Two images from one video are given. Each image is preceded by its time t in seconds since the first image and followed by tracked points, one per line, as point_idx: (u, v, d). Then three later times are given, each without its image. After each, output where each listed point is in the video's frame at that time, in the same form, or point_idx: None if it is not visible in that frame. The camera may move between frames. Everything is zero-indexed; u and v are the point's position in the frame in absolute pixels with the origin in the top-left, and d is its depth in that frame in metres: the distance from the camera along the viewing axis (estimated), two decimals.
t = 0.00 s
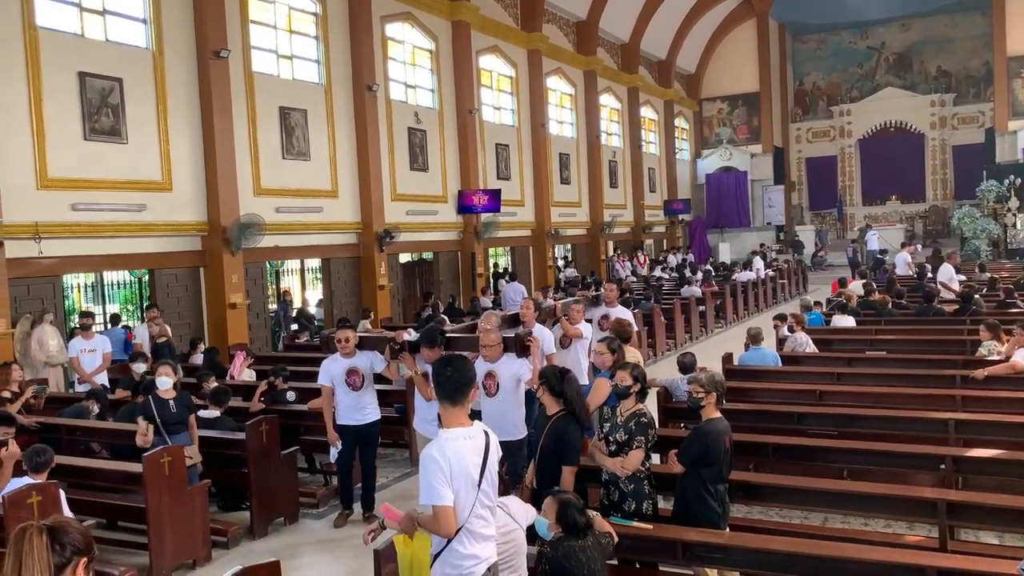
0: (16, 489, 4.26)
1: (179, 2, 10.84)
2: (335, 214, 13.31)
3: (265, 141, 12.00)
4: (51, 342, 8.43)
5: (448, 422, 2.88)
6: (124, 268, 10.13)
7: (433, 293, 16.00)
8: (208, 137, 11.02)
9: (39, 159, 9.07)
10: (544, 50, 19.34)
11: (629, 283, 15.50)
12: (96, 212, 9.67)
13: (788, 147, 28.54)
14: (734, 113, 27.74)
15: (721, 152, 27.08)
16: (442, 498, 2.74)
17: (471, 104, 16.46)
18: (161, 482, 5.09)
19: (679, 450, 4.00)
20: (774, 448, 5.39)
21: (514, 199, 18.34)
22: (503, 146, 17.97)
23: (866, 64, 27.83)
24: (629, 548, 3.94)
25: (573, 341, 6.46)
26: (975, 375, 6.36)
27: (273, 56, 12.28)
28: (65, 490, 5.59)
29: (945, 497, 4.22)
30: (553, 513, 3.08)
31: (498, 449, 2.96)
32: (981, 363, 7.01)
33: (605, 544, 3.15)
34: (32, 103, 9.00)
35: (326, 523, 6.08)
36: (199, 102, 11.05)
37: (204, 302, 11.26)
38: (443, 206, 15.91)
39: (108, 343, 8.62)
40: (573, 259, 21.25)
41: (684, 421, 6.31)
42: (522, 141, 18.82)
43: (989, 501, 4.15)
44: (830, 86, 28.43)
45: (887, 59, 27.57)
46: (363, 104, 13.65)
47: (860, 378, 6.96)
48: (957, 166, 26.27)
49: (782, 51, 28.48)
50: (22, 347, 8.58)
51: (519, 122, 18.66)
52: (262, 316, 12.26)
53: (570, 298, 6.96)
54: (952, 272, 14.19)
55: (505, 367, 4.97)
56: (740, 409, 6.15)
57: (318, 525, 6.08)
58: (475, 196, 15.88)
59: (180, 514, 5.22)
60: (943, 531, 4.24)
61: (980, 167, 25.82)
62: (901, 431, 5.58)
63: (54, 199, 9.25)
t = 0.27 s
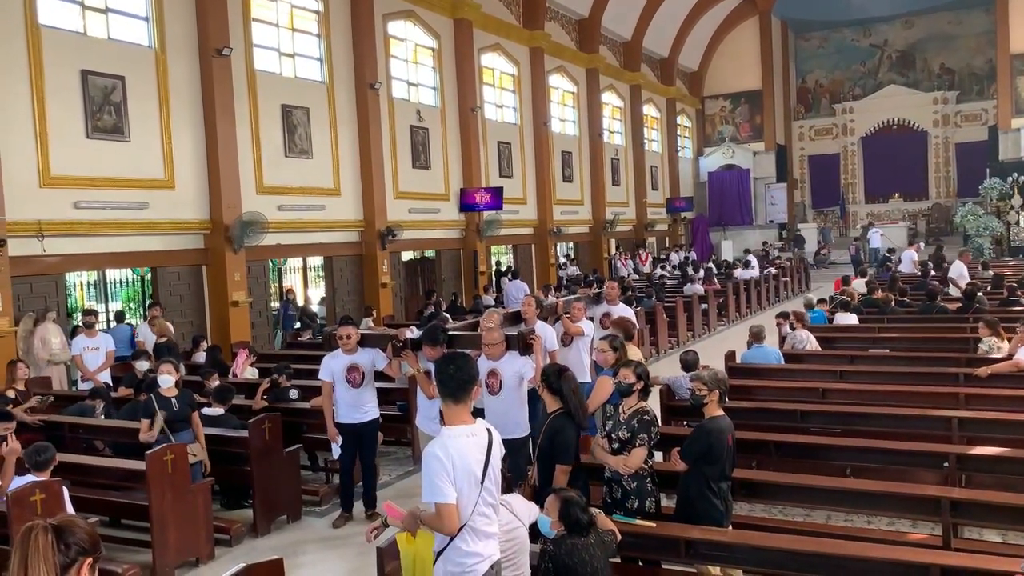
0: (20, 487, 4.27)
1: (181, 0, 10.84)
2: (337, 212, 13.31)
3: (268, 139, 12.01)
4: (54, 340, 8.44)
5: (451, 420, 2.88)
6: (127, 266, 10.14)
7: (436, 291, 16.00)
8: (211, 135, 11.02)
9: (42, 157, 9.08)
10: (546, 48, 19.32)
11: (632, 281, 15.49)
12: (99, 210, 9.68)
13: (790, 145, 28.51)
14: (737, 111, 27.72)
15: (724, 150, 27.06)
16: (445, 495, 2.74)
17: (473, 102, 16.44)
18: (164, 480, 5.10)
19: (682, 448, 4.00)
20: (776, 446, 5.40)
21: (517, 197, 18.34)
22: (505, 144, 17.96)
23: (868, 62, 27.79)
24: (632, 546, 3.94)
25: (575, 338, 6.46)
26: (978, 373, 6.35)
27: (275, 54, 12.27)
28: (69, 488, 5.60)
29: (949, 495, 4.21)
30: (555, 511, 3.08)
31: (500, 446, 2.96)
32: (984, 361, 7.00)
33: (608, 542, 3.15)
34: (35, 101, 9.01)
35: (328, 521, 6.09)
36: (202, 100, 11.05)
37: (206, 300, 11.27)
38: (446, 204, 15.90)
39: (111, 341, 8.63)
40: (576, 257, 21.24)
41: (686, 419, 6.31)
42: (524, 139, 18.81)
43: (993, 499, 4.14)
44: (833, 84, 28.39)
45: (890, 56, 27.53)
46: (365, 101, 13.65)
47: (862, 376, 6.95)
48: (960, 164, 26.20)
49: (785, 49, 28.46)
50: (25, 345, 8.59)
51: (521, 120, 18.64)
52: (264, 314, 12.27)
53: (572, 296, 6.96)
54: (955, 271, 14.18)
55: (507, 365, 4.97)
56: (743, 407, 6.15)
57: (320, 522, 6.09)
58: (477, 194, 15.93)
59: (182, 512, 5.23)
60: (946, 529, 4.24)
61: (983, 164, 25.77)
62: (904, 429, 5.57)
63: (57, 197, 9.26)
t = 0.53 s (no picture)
0: (22, 485, 4.28)
1: None
2: (339, 211, 13.30)
3: (270, 138, 12.01)
4: (56, 338, 8.45)
5: (454, 418, 2.87)
6: (129, 264, 10.15)
7: (438, 290, 16.00)
8: (213, 133, 11.02)
9: (44, 155, 9.08)
10: (549, 46, 19.31)
11: (634, 280, 15.47)
12: (101, 208, 9.68)
13: (793, 143, 28.49)
14: (739, 110, 27.71)
15: (726, 148, 27.03)
16: (447, 494, 2.73)
17: (475, 101, 16.43)
18: (167, 479, 5.10)
19: (685, 447, 3.99)
20: (779, 445, 5.40)
21: (519, 195, 18.31)
22: (507, 142, 17.95)
23: (871, 60, 27.76)
24: (633, 545, 3.93)
25: (577, 337, 6.46)
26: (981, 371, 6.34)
27: (277, 53, 12.27)
28: (71, 486, 5.61)
29: (952, 494, 4.21)
30: (556, 511, 3.07)
31: (503, 445, 2.96)
32: (987, 360, 6.99)
33: (609, 540, 3.14)
34: (37, 99, 9.01)
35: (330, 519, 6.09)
36: (204, 98, 11.05)
37: (209, 299, 11.27)
38: (448, 203, 15.89)
39: (114, 339, 8.64)
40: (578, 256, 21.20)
41: (688, 417, 6.30)
42: (526, 138, 18.78)
43: (996, 498, 4.13)
44: (836, 82, 28.36)
45: (893, 55, 27.49)
46: (367, 100, 13.65)
47: (865, 374, 6.95)
48: (963, 162, 26.14)
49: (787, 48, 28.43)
50: (27, 344, 8.59)
51: (523, 118, 18.63)
52: (266, 313, 12.28)
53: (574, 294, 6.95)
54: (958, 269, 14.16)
55: (509, 363, 4.96)
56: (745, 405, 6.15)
57: (323, 520, 6.09)
58: (480, 192, 15.91)
59: (185, 511, 5.23)
60: (949, 528, 4.23)
61: (986, 163, 25.71)
62: (907, 427, 5.57)
63: (59, 195, 9.27)
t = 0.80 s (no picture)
0: (24, 483, 4.29)
1: None
2: (341, 209, 13.30)
3: (272, 137, 12.01)
4: (58, 337, 8.46)
5: (456, 417, 2.88)
6: (131, 262, 10.16)
7: (440, 288, 16.00)
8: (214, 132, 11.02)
9: (46, 153, 9.08)
10: (550, 44, 19.30)
11: (636, 279, 15.48)
12: (103, 207, 9.69)
13: (795, 142, 28.47)
14: (741, 108, 27.70)
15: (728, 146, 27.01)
16: (450, 493, 2.74)
17: (477, 99, 16.41)
18: (169, 477, 5.11)
19: (687, 446, 3.98)
20: (781, 443, 5.40)
21: (520, 193, 18.30)
22: (509, 141, 17.94)
23: (873, 58, 27.74)
24: (635, 543, 3.94)
25: (577, 335, 6.46)
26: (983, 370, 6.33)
27: (279, 51, 12.26)
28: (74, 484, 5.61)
29: (954, 493, 4.22)
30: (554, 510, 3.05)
31: (505, 444, 2.96)
32: (989, 358, 7.00)
33: (609, 539, 3.12)
34: (39, 97, 9.02)
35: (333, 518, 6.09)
36: (206, 97, 11.05)
37: (211, 297, 11.28)
38: (449, 202, 15.88)
39: (116, 337, 8.65)
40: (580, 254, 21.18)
41: (690, 416, 6.31)
42: (528, 136, 18.77)
43: (999, 497, 4.13)
44: (838, 80, 28.34)
45: (895, 53, 27.47)
46: (369, 98, 13.65)
47: (867, 373, 6.95)
48: (965, 161, 26.10)
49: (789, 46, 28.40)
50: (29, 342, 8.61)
51: (525, 117, 18.62)
52: (268, 311, 12.30)
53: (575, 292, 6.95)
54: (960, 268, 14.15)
55: (511, 362, 4.96)
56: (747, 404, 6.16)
57: (325, 519, 6.09)
58: (481, 190, 15.90)
59: (187, 509, 5.23)
60: (951, 527, 4.23)
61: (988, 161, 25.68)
62: (909, 426, 5.57)
63: (61, 193, 9.28)
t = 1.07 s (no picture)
0: (25, 482, 4.31)
1: None
2: (342, 208, 13.31)
3: (273, 135, 12.01)
4: (59, 335, 8.50)
5: (458, 415, 2.87)
6: (132, 260, 10.16)
7: (441, 287, 16.00)
8: (216, 130, 11.03)
9: (47, 151, 9.08)
10: (552, 43, 19.30)
11: (637, 278, 15.47)
12: (104, 205, 9.69)
13: (796, 141, 28.46)
14: (743, 107, 27.70)
15: (729, 145, 27.00)
16: (452, 491, 2.74)
17: (478, 98, 16.40)
18: (170, 476, 5.11)
19: (688, 445, 3.98)
20: (782, 443, 5.40)
21: (521, 192, 18.31)
22: (510, 140, 17.94)
23: (875, 58, 27.73)
24: (636, 542, 3.94)
25: (577, 334, 6.47)
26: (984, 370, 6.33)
27: (280, 49, 12.27)
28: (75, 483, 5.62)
29: (955, 492, 4.22)
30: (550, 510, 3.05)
31: (506, 443, 2.96)
32: (990, 358, 7.00)
33: (606, 538, 3.12)
34: (40, 95, 9.02)
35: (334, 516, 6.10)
36: (208, 95, 11.05)
37: (212, 296, 11.29)
38: (450, 201, 15.88)
39: (117, 335, 8.66)
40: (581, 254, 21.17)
41: (691, 415, 6.31)
42: (529, 135, 18.77)
43: (1000, 497, 4.13)
44: (839, 80, 28.33)
45: (897, 52, 27.45)
46: (370, 96, 13.65)
47: (868, 373, 6.95)
48: (966, 160, 26.07)
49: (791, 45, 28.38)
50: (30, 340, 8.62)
51: (526, 116, 18.61)
52: (269, 310, 12.31)
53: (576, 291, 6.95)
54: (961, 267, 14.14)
55: (512, 360, 4.96)
56: (748, 403, 6.16)
57: (326, 517, 6.10)
58: (482, 189, 15.89)
59: (188, 507, 5.24)
60: (952, 526, 4.24)
61: (989, 161, 25.66)
62: (910, 425, 5.56)
63: (63, 192, 9.28)
